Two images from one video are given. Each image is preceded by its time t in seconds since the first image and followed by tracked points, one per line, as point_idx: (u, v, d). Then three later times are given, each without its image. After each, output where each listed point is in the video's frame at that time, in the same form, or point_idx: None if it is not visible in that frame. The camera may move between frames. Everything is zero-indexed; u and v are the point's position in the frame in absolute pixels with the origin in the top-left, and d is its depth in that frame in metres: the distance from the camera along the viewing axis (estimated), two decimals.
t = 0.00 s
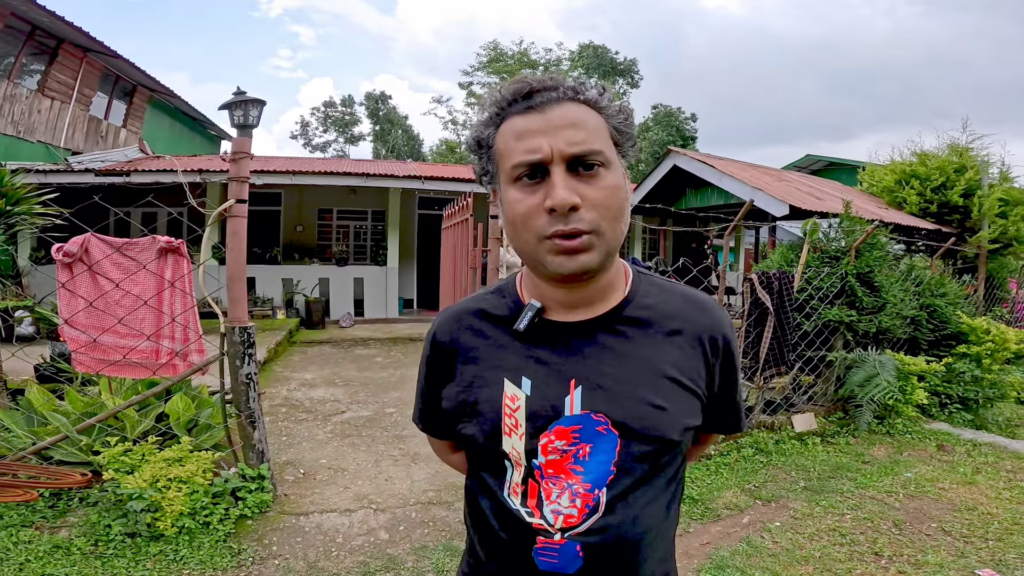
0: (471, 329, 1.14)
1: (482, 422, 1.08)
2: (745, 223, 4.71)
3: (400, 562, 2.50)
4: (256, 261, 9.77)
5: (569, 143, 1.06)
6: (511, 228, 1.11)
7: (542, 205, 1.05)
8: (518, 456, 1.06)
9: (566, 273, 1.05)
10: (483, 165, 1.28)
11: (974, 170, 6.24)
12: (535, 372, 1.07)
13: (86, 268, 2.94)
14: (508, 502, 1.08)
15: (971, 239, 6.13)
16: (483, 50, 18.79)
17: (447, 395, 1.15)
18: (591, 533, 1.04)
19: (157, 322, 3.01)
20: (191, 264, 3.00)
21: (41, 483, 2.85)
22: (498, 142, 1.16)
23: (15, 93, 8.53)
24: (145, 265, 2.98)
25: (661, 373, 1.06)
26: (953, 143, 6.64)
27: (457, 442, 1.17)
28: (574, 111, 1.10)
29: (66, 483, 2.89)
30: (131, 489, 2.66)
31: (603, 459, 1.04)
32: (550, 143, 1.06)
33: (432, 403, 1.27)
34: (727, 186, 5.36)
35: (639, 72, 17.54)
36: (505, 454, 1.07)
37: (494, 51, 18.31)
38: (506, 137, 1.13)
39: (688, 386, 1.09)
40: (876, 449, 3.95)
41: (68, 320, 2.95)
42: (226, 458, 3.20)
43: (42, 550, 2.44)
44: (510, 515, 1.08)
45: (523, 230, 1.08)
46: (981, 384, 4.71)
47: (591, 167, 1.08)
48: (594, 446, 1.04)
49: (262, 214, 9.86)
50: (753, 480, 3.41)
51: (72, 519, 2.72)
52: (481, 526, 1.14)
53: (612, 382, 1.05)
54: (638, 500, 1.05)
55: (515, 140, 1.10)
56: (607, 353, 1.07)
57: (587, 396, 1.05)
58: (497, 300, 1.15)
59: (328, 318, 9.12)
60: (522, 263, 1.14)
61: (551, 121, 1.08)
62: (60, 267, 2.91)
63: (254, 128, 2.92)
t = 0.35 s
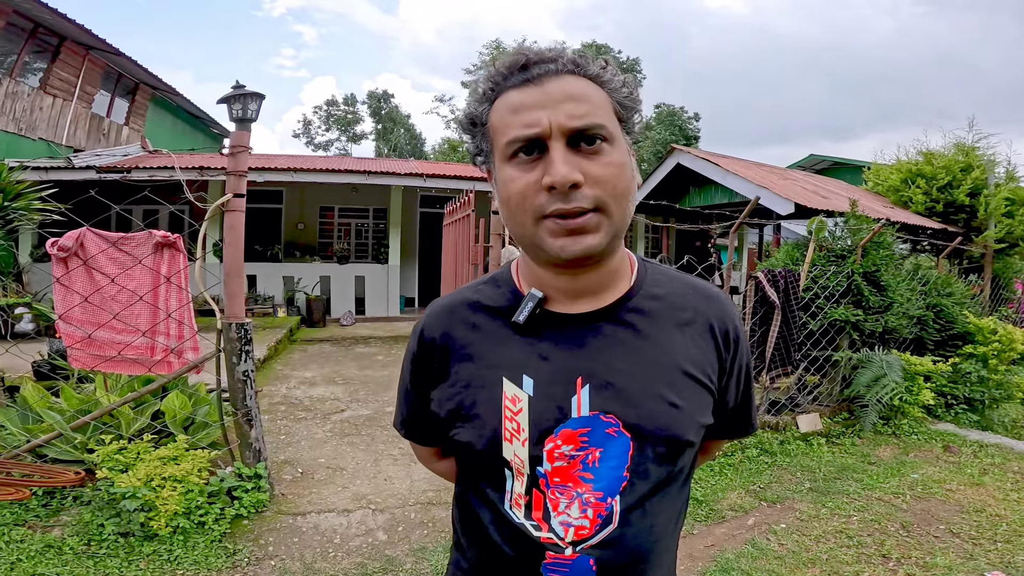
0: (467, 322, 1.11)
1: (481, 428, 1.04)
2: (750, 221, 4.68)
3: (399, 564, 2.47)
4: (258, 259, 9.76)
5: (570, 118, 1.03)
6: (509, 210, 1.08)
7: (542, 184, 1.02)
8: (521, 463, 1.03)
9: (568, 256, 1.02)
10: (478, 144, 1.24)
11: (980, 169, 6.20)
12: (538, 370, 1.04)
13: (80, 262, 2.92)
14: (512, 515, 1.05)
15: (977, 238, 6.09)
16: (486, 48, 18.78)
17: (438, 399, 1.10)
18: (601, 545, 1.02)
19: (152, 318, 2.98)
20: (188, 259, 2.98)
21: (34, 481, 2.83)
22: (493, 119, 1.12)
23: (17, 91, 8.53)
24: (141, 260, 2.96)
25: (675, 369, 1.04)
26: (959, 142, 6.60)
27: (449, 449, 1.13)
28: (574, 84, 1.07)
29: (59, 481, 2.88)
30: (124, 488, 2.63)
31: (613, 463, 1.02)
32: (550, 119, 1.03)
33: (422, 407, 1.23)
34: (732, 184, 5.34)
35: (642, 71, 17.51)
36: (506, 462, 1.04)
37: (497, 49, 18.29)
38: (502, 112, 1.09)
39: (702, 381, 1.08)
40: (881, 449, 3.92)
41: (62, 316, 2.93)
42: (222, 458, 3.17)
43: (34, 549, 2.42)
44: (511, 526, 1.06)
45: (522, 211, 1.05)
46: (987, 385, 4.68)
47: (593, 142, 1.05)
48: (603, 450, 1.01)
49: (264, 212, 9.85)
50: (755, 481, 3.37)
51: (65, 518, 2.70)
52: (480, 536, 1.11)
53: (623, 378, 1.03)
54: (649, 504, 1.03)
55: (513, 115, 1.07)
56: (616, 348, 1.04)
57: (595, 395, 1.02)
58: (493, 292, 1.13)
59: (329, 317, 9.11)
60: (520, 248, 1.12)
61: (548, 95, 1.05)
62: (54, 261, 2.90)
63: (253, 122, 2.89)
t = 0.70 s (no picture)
0: (427, 348, 1.07)
1: (455, 458, 1.04)
2: (759, 222, 4.65)
3: (411, 570, 2.45)
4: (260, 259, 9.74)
5: (505, 141, 0.93)
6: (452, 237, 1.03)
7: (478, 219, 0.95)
8: (503, 494, 1.04)
9: (513, 294, 0.98)
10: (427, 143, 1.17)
11: (988, 171, 6.19)
12: (510, 399, 1.03)
13: (88, 263, 2.89)
14: (500, 541, 1.08)
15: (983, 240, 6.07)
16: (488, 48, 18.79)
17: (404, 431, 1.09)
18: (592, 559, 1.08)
19: (162, 320, 2.97)
20: (197, 260, 2.96)
21: (39, 487, 2.82)
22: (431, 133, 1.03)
23: (20, 90, 8.51)
24: (150, 261, 2.94)
25: (649, 385, 1.07)
26: (967, 143, 6.59)
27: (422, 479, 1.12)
28: (512, 93, 0.95)
29: (66, 487, 2.86)
30: (134, 493, 2.62)
31: (596, 483, 1.06)
32: (483, 145, 0.94)
33: (379, 430, 1.20)
34: (739, 185, 5.31)
35: (644, 71, 17.51)
36: (489, 494, 1.05)
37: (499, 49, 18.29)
38: (438, 128, 1.00)
39: (675, 390, 1.11)
40: (890, 451, 3.91)
41: (70, 318, 2.90)
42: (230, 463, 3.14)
43: (43, 556, 2.40)
44: (499, 551, 1.08)
45: (463, 244, 1.00)
46: (995, 387, 4.67)
47: (533, 164, 0.95)
48: (586, 471, 1.05)
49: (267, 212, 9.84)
50: (769, 484, 3.34)
51: (73, 524, 2.68)
52: (464, 559, 1.13)
53: (598, 399, 1.04)
54: (631, 512, 1.09)
55: (447, 136, 0.98)
56: (591, 369, 1.04)
57: (572, 418, 1.03)
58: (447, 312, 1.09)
59: (332, 317, 9.09)
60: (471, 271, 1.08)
61: (482, 113, 0.95)
62: (60, 263, 2.86)
63: (264, 120, 2.87)
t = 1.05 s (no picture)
0: (447, 343, 1.10)
1: (483, 438, 1.05)
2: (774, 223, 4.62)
3: None
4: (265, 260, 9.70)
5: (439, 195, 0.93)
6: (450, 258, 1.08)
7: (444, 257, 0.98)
8: (529, 471, 1.04)
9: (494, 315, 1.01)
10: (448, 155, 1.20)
11: (999, 173, 6.19)
12: (532, 380, 1.03)
13: (100, 265, 2.87)
14: (530, 518, 1.07)
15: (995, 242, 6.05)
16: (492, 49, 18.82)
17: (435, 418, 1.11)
18: (618, 533, 1.07)
19: (175, 322, 2.93)
20: (213, 261, 2.93)
21: (51, 496, 2.77)
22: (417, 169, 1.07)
23: (25, 88, 8.48)
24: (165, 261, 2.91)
25: (664, 364, 1.05)
26: (977, 145, 6.58)
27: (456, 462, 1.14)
28: (447, 143, 0.93)
29: (78, 495, 2.82)
30: (150, 502, 2.58)
31: (617, 460, 1.03)
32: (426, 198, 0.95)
33: (418, 422, 1.22)
34: (752, 187, 5.29)
35: (648, 72, 17.50)
36: (515, 470, 1.05)
37: (502, 50, 18.29)
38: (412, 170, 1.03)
39: (692, 369, 1.08)
40: (906, 453, 3.88)
41: (81, 320, 2.88)
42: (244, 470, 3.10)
43: (57, 566, 2.37)
44: (533, 529, 1.08)
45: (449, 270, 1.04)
46: (1009, 390, 4.66)
47: (474, 207, 0.93)
48: (607, 450, 1.02)
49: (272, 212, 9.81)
50: (788, 487, 3.30)
51: (85, 533, 2.64)
52: (500, 541, 1.13)
53: (612, 379, 1.02)
54: (655, 491, 1.07)
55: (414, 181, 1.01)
56: (601, 352, 1.03)
57: (590, 399, 1.02)
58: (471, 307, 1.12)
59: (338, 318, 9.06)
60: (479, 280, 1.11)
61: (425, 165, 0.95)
62: (72, 264, 2.84)
63: (281, 117, 2.84)
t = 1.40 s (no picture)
0: (522, 324, 1.27)
1: (518, 404, 1.24)
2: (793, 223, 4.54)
3: None
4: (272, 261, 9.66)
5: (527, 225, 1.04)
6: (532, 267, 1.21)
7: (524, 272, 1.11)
8: (543, 439, 1.21)
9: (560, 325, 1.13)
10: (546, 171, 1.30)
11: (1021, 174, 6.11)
12: (569, 370, 1.18)
13: (100, 265, 2.81)
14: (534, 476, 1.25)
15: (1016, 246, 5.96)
16: (499, 50, 18.77)
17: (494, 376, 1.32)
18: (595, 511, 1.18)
19: (178, 325, 2.88)
20: (219, 261, 2.88)
21: (47, 508, 2.72)
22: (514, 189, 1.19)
23: (32, 86, 8.47)
24: (168, 262, 2.86)
25: (680, 386, 1.13)
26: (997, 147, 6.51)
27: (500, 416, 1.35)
28: (542, 181, 1.04)
29: (77, 506, 2.77)
30: (151, 514, 2.49)
31: (612, 453, 1.15)
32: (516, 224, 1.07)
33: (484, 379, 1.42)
34: (770, 187, 5.22)
35: (655, 73, 17.39)
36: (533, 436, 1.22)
37: (509, 51, 18.23)
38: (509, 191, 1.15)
39: (706, 398, 1.14)
40: (932, 460, 3.79)
41: (79, 324, 2.82)
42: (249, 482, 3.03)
43: None
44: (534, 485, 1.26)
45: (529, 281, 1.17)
46: None
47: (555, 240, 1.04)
48: (607, 441, 1.15)
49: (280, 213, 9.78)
50: (814, 496, 3.21)
51: (84, 545, 2.60)
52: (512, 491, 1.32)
53: (631, 388, 1.14)
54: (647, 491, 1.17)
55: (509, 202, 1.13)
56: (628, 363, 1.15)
57: (610, 399, 1.15)
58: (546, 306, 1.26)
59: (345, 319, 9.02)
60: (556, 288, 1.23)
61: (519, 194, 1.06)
62: (71, 264, 2.78)
63: (293, 109, 2.78)
